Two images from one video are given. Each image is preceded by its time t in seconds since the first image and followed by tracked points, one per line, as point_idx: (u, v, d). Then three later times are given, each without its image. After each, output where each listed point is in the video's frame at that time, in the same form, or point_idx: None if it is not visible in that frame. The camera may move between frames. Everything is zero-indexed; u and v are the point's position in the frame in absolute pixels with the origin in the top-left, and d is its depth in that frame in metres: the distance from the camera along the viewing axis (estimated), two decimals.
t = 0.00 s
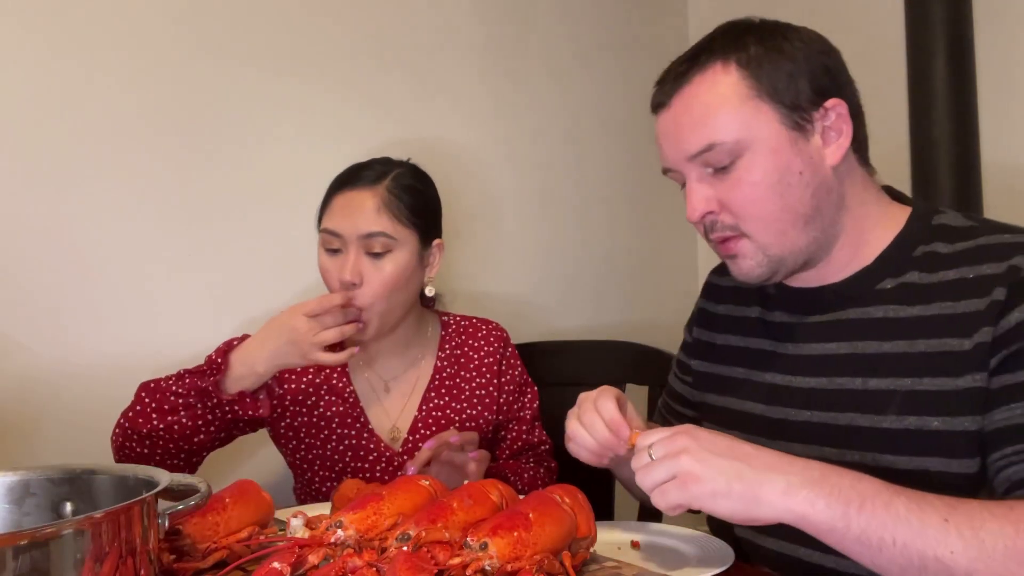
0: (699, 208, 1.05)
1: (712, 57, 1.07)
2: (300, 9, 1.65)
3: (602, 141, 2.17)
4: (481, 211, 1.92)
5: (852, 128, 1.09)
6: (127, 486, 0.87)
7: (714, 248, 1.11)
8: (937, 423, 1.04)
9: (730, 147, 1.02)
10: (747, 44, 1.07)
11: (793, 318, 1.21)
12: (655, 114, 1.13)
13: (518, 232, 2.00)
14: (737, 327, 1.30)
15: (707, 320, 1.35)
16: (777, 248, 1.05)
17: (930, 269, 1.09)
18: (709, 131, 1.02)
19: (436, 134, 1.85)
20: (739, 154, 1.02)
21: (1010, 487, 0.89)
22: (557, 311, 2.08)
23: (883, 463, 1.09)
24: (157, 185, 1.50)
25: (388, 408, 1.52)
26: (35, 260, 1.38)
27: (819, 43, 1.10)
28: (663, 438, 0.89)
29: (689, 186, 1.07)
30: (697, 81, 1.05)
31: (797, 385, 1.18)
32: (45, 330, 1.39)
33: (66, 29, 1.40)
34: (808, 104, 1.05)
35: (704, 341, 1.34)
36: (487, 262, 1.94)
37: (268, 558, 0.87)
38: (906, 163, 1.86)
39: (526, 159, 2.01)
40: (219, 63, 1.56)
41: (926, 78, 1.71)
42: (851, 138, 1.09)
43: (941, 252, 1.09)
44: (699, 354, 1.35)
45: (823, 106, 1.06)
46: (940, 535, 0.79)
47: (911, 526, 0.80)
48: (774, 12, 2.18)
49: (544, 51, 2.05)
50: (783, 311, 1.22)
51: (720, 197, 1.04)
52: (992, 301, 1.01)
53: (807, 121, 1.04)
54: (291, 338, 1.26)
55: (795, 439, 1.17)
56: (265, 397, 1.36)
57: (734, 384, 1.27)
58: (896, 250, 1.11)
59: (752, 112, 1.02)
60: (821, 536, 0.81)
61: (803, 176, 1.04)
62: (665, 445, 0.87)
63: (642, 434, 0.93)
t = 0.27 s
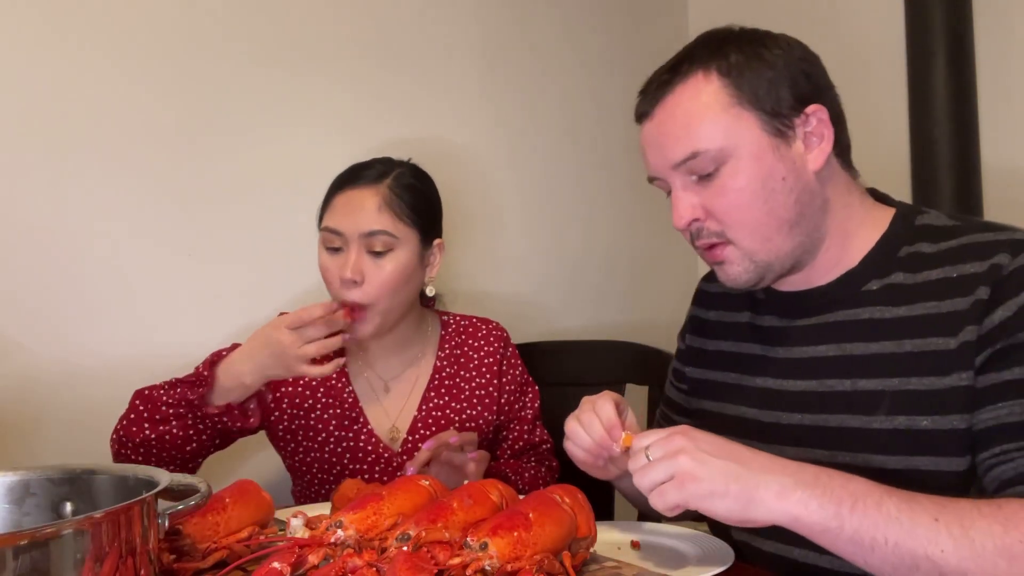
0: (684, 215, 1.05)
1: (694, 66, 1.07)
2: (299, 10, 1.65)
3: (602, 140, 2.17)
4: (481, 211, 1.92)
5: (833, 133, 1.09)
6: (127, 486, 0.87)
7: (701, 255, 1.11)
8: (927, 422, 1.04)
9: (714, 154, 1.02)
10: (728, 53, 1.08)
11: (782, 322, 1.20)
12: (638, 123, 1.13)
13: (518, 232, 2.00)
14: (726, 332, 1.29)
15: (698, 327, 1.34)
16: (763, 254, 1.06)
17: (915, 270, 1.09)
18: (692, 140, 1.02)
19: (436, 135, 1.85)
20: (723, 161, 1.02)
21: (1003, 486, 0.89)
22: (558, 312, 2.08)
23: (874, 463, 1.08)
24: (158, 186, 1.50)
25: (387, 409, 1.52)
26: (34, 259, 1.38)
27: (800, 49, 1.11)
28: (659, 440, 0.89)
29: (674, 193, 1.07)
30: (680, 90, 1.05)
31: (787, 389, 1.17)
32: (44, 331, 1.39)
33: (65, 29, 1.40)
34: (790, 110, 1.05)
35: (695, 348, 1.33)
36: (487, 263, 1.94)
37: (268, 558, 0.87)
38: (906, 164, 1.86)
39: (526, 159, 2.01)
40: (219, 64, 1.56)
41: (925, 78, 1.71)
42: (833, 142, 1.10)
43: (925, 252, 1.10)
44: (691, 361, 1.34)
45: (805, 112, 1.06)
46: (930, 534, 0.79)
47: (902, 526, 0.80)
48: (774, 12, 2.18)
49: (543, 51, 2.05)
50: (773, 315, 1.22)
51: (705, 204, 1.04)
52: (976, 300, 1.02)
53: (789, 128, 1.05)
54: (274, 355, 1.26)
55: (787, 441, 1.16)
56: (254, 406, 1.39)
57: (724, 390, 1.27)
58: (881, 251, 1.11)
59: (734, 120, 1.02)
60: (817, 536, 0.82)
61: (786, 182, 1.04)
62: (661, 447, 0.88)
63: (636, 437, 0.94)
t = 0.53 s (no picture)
0: (681, 218, 1.05)
1: (689, 69, 1.07)
2: (299, 10, 1.65)
3: (602, 141, 2.17)
4: (481, 211, 1.92)
5: (828, 135, 1.10)
6: (127, 486, 0.87)
7: (697, 257, 1.11)
8: (923, 422, 1.05)
9: (710, 157, 1.02)
10: (723, 55, 1.08)
11: (778, 323, 1.20)
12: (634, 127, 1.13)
13: (518, 232, 1.99)
14: (724, 335, 1.29)
15: (695, 329, 1.34)
16: (759, 256, 1.06)
17: (910, 270, 1.09)
18: (689, 143, 1.02)
19: (435, 135, 1.85)
20: (719, 163, 1.02)
21: (997, 484, 0.89)
22: (558, 312, 2.08)
23: (872, 463, 1.08)
24: (157, 186, 1.50)
25: (388, 409, 1.52)
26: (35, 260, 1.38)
27: (794, 52, 1.11)
28: (657, 438, 0.89)
29: (670, 196, 1.07)
30: (675, 93, 1.05)
31: (785, 390, 1.17)
32: (44, 331, 1.39)
33: (65, 29, 1.40)
34: (784, 112, 1.05)
35: (693, 351, 1.33)
36: (487, 263, 1.93)
37: (268, 558, 0.87)
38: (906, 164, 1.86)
39: (525, 160, 2.01)
40: (219, 63, 1.56)
41: (925, 79, 1.71)
42: (828, 144, 1.10)
43: (920, 252, 1.10)
44: (689, 363, 1.34)
45: (799, 114, 1.07)
46: (926, 532, 0.79)
47: (897, 523, 0.80)
48: (774, 12, 2.18)
49: (542, 52, 2.05)
50: (770, 317, 1.22)
51: (701, 206, 1.04)
52: (971, 299, 1.02)
53: (783, 130, 1.05)
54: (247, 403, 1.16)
55: (784, 442, 1.16)
56: (208, 442, 1.26)
57: (721, 391, 1.27)
58: (876, 252, 1.12)
59: (730, 123, 1.02)
60: (813, 535, 0.82)
61: (782, 184, 1.04)
62: (659, 444, 0.88)
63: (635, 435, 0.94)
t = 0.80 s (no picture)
0: (678, 219, 1.05)
1: (686, 71, 1.07)
2: (298, 10, 1.65)
3: (601, 141, 2.17)
4: (482, 211, 1.92)
5: (824, 135, 1.09)
6: (127, 486, 0.87)
7: (694, 258, 1.11)
8: (921, 421, 1.05)
9: (706, 158, 1.02)
10: (719, 57, 1.08)
11: (776, 324, 1.20)
12: (631, 128, 1.13)
13: (518, 232, 1.99)
14: (722, 335, 1.29)
15: (693, 329, 1.34)
16: (756, 256, 1.06)
17: (906, 269, 1.09)
18: (685, 145, 1.02)
19: (435, 135, 1.85)
20: (715, 165, 1.02)
21: (994, 482, 0.89)
22: (557, 312, 2.08)
23: (871, 463, 1.08)
24: (156, 186, 1.49)
25: (393, 406, 1.51)
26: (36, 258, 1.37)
27: (790, 53, 1.11)
28: (654, 439, 0.90)
29: (667, 198, 1.07)
30: (671, 95, 1.05)
31: (783, 390, 1.17)
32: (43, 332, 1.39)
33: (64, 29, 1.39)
34: (780, 114, 1.05)
35: (691, 351, 1.33)
36: (487, 263, 1.93)
37: (268, 558, 0.87)
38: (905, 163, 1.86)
39: (525, 159, 2.01)
40: (219, 64, 1.56)
41: (925, 79, 1.71)
42: (824, 145, 1.10)
43: (916, 252, 1.10)
44: (687, 363, 1.34)
45: (795, 115, 1.07)
46: (923, 528, 0.79)
47: (894, 521, 0.80)
48: (774, 12, 2.18)
49: (542, 52, 2.05)
50: (769, 317, 1.21)
51: (698, 208, 1.04)
52: (967, 298, 1.02)
53: (779, 131, 1.05)
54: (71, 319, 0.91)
55: (783, 443, 1.16)
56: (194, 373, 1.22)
57: (719, 391, 1.27)
58: (874, 252, 1.12)
59: (726, 124, 1.02)
60: (809, 533, 0.82)
61: (778, 185, 1.04)
62: (656, 445, 0.89)
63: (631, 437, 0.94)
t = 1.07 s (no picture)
0: (677, 220, 1.05)
1: (684, 72, 1.07)
2: (298, 11, 1.65)
3: (602, 141, 2.17)
4: (482, 211, 1.92)
5: (823, 137, 1.09)
6: (127, 486, 0.87)
7: (693, 259, 1.11)
8: (920, 420, 1.05)
9: (705, 159, 1.02)
10: (718, 58, 1.08)
11: (775, 323, 1.20)
12: (630, 129, 1.13)
13: (518, 233, 1.99)
14: (721, 335, 1.29)
15: (693, 329, 1.34)
16: (755, 257, 1.06)
17: (905, 269, 1.09)
18: (684, 146, 1.02)
19: (435, 136, 1.85)
20: (714, 166, 1.02)
21: (994, 480, 0.89)
22: (558, 312, 2.08)
23: (870, 462, 1.08)
24: (157, 187, 1.49)
25: (398, 408, 1.52)
26: (37, 260, 1.38)
27: (790, 54, 1.11)
28: (653, 441, 0.90)
29: (666, 198, 1.07)
30: (671, 97, 1.05)
31: (783, 390, 1.17)
32: (43, 333, 1.39)
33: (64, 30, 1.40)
34: (779, 114, 1.05)
35: (690, 351, 1.33)
36: (488, 263, 1.93)
37: (268, 558, 0.87)
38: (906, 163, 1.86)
39: (525, 160, 2.01)
40: (219, 64, 1.56)
41: (925, 79, 1.71)
42: (823, 145, 1.09)
43: (915, 252, 1.10)
44: (687, 363, 1.33)
45: (793, 116, 1.07)
46: (922, 527, 0.79)
47: (894, 519, 0.80)
48: (774, 13, 2.18)
49: (542, 52, 2.05)
50: (768, 317, 1.21)
51: (697, 208, 1.04)
52: (966, 298, 1.02)
53: (778, 132, 1.05)
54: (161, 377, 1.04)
55: (782, 443, 1.16)
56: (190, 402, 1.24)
57: (718, 391, 1.27)
58: (872, 252, 1.12)
59: (725, 126, 1.03)
60: (809, 532, 0.82)
61: (777, 186, 1.04)
62: (654, 447, 0.89)
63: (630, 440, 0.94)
